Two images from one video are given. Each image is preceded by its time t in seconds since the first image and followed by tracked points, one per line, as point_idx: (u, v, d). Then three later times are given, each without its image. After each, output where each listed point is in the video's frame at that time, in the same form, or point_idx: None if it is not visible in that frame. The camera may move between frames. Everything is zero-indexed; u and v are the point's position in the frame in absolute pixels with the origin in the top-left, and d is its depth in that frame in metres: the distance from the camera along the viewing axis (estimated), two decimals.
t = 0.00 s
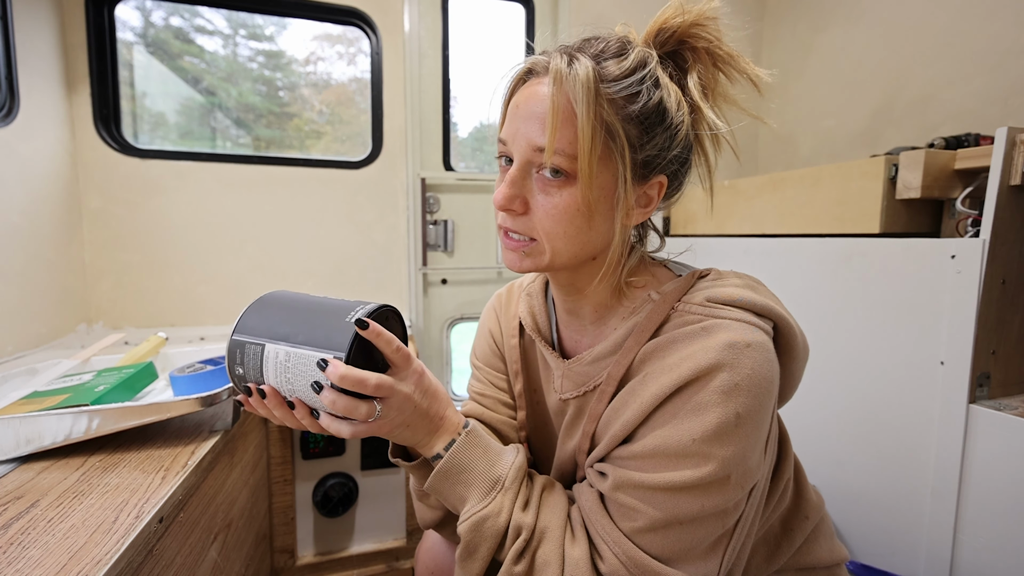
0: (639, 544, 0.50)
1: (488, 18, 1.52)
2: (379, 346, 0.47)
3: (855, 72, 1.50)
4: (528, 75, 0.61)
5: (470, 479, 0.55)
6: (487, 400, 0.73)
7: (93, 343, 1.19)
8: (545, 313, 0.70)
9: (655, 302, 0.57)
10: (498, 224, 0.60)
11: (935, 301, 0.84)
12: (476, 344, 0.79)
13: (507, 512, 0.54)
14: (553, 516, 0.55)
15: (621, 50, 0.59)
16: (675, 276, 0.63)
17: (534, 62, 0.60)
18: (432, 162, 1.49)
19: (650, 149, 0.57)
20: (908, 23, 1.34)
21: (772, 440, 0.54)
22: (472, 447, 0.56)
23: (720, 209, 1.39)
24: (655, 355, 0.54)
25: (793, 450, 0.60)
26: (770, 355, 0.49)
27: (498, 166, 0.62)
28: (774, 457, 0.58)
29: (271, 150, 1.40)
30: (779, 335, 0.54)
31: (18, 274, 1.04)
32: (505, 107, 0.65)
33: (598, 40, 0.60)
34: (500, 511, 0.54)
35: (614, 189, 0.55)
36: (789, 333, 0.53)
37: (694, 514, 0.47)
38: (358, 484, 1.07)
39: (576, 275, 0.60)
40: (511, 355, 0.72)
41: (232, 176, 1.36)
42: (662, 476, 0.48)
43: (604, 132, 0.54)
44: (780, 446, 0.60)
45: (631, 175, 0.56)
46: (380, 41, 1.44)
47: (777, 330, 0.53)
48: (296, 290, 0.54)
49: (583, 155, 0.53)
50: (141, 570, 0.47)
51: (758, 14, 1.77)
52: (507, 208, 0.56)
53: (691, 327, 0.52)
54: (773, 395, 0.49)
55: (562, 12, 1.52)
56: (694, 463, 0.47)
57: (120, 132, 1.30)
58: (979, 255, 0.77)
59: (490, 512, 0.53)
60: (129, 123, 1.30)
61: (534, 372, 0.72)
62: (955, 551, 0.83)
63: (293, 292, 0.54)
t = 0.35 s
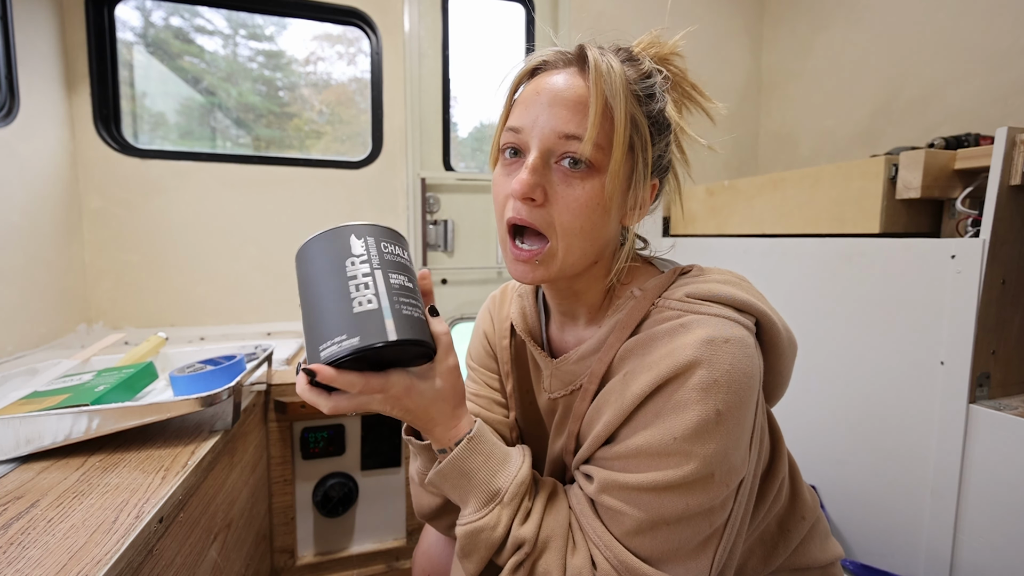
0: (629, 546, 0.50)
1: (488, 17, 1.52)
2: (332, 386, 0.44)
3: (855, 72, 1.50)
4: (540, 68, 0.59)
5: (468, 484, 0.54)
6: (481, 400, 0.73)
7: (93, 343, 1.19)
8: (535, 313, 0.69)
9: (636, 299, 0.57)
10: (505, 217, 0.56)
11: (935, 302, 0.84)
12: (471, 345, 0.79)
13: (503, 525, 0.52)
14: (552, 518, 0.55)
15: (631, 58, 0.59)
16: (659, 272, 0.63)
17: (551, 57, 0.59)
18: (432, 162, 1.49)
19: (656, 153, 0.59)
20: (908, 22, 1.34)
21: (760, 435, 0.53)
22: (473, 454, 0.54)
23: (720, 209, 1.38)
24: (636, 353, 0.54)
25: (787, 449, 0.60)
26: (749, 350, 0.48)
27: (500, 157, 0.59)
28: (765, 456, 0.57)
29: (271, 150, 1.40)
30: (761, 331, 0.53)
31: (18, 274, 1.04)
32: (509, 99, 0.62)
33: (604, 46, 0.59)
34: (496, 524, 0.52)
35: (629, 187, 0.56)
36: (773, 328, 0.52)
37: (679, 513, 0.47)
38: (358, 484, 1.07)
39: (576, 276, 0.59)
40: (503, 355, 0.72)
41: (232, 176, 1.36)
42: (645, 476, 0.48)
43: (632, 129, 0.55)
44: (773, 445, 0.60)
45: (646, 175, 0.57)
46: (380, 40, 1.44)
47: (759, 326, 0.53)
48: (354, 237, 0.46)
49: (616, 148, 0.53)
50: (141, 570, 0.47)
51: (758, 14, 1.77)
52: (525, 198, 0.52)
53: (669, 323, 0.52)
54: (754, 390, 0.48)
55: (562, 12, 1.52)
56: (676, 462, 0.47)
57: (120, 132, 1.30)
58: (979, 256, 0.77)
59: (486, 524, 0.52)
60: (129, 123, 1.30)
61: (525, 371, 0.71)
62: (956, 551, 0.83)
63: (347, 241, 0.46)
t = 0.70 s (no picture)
0: (639, 548, 0.48)
1: (488, 17, 1.52)
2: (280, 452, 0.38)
3: (855, 72, 1.50)
4: (548, 71, 0.58)
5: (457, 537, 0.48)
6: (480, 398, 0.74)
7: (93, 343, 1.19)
8: (536, 312, 0.69)
9: (634, 297, 0.57)
10: (515, 220, 0.55)
11: (936, 302, 0.84)
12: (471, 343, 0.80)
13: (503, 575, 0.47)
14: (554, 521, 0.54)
15: (640, 63, 0.59)
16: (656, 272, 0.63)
17: (560, 59, 0.58)
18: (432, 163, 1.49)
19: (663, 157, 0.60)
20: (908, 23, 1.34)
21: (758, 432, 0.53)
22: (458, 506, 0.47)
23: (720, 209, 1.39)
24: (634, 348, 0.54)
25: (786, 447, 0.60)
26: (745, 345, 0.48)
27: (507, 161, 0.58)
28: (764, 455, 0.57)
29: (271, 150, 1.40)
30: (755, 329, 0.53)
31: (17, 274, 1.03)
32: (514, 103, 0.61)
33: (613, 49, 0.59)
34: None
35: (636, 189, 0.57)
36: (768, 324, 0.52)
37: (685, 511, 0.46)
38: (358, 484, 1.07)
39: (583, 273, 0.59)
40: (502, 353, 0.72)
41: (232, 176, 1.36)
42: (648, 473, 0.47)
43: (643, 135, 0.55)
44: (772, 443, 0.60)
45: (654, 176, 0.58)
46: (380, 40, 1.44)
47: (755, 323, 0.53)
48: (275, 299, 0.33)
49: (628, 155, 0.53)
50: (141, 571, 0.47)
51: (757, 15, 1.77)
52: (538, 207, 0.52)
53: (667, 319, 0.52)
54: (750, 385, 0.48)
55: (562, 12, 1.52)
56: (678, 458, 0.46)
57: (120, 132, 1.30)
58: (979, 255, 0.77)
59: None
60: (129, 123, 1.30)
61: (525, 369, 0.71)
62: (955, 551, 0.83)
63: (269, 302, 0.33)
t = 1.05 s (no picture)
0: (650, 550, 0.48)
1: (488, 17, 1.52)
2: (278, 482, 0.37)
3: (856, 72, 1.49)
4: (537, 80, 0.57)
5: (469, 554, 0.47)
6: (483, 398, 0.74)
7: (93, 343, 1.19)
8: (543, 313, 0.69)
9: (643, 298, 0.57)
10: (514, 235, 0.56)
11: (936, 303, 0.84)
12: (476, 344, 0.80)
13: None
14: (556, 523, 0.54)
15: (637, 61, 0.57)
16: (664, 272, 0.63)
17: (547, 70, 0.56)
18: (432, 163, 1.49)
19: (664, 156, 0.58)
20: (909, 22, 1.33)
21: (767, 435, 0.53)
22: (467, 522, 0.46)
23: (720, 209, 1.39)
24: (643, 350, 0.53)
25: (792, 449, 0.60)
26: (756, 348, 0.48)
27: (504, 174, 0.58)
28: (771, 457, 0.57)
29: (271, 150, 1.40)
30: (766, 330, 0.53)
31: (18, 274, 1.03)
32: (508, 113, 0.61)
33: (608, 48, 0.58)
34: None
35: (632, 195, 0.56)
36: (778, 326, 0.52)
37: (697, 514, 0.46)
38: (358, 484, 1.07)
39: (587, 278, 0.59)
40: (506, 352, 0.72)
41: (232, 176, 1.36)
42: (660, 477, 0.47)
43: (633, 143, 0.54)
44: (778, 445, 0.59)
45: (652, 177, 0.57)
46: (380, 40, 1.44)
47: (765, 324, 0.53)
48: (260, 332, 0.31)
49: (620, 168, 0.52)
50: (141, 571, 0.47)
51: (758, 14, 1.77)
52: (531, 224, 0.52)
53: (678, 321, 0.52)
54: (761, 388, 0.48)
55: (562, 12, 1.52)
56: (691, 462, 0.46)
57: (120, 132, 1.30)
58: (979, 256, 0.77)
59: None
60: (129, 123, 1.31)
61: (530, 369, 0.71)
62: (955, 551, 0.83)
63: (252, 335, 0.31)
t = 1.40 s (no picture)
0: (652, 554, 0.48)
1: (488, 17, 1.52)
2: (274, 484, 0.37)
3: (856, 72, 1.49)
4: (545, 72, 0.58)
5: (468, 561, 0.47)
6: (484, 399, 0.74)
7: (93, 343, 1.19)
8: (545, 314, 0.69)
9: (647, 300, 0.57)
10: (514, 226, 0.57)
11: (936, 303, 0.84)
12: (477, 343, 0.80)
13: None
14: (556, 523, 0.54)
15: (643, 57, 0.57)
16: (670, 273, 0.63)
17: (557, 60, 0.57)
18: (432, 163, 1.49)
19: (668, 154, 0.58)
20: (909, 22, 1.33)
21: (771, 438, 0.53)
22: (465, 530, 0.46)
23: (721, 209, 1.39)
24: (647, 352, 0.53)
25: (796, 452, 0.59)
26: (762, 352, 0.48)
27: (509, 165, 0.58)
28: (774, 460, 0.57)
29: (271, 150, 1.40)
30: (771, 333, 0.53)
31: (18, 274, 1.03)
32: (515, 104, 0.62)
33: (615, 45, 0.58)
34: None
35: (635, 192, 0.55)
36: (783, 329, 0.52)
37: (699, 518, 0.46)
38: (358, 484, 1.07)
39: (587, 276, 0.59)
40: (508, 353, 0.72)
41: (232, 176, 1.36)
42: (663, 480, 0.47)
43: (638, 136, 0.53)
44: (782, 448, 0.59)
45: (656, 177, 0.56)
46: (380, 40, 1.44)
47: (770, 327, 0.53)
48: (285, 330, 0.31)
49: (624, 160, 0.51)
50: (141, 571, 0.47)
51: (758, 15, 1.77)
52: (531, 214, 0.52)
53: (683, 324, 0.52)
54: (766, 392, 0.48)
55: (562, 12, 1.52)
56: (694, 466, 0.46)
57: (120, 132, 1.30)
58: (979, 256, 0.77)
59: None
60: (129, 123, 1.31)
61: (533, 369, 0.71)
62: (956, 551, 0.83)
63: (275, 331, 0.31)
